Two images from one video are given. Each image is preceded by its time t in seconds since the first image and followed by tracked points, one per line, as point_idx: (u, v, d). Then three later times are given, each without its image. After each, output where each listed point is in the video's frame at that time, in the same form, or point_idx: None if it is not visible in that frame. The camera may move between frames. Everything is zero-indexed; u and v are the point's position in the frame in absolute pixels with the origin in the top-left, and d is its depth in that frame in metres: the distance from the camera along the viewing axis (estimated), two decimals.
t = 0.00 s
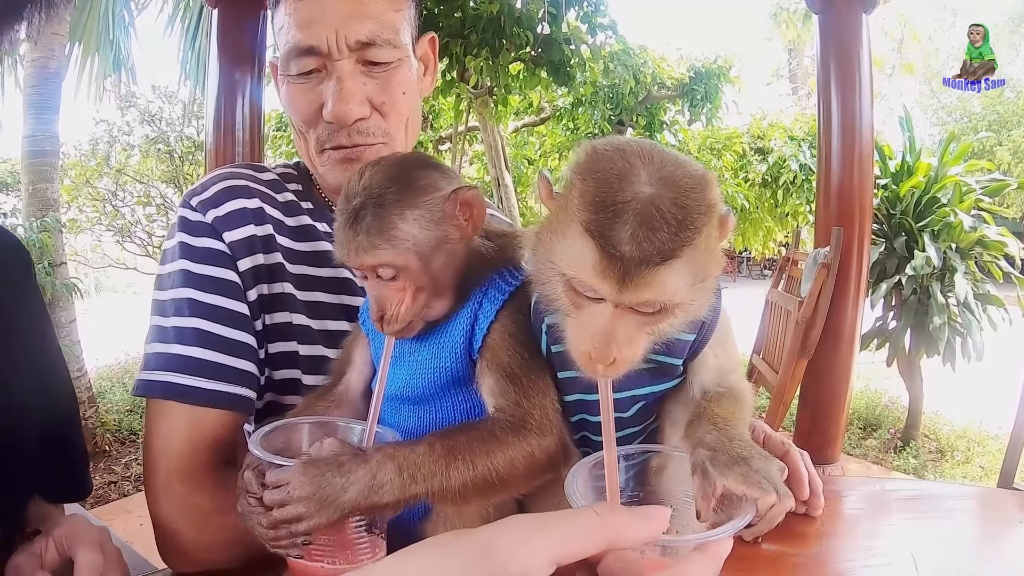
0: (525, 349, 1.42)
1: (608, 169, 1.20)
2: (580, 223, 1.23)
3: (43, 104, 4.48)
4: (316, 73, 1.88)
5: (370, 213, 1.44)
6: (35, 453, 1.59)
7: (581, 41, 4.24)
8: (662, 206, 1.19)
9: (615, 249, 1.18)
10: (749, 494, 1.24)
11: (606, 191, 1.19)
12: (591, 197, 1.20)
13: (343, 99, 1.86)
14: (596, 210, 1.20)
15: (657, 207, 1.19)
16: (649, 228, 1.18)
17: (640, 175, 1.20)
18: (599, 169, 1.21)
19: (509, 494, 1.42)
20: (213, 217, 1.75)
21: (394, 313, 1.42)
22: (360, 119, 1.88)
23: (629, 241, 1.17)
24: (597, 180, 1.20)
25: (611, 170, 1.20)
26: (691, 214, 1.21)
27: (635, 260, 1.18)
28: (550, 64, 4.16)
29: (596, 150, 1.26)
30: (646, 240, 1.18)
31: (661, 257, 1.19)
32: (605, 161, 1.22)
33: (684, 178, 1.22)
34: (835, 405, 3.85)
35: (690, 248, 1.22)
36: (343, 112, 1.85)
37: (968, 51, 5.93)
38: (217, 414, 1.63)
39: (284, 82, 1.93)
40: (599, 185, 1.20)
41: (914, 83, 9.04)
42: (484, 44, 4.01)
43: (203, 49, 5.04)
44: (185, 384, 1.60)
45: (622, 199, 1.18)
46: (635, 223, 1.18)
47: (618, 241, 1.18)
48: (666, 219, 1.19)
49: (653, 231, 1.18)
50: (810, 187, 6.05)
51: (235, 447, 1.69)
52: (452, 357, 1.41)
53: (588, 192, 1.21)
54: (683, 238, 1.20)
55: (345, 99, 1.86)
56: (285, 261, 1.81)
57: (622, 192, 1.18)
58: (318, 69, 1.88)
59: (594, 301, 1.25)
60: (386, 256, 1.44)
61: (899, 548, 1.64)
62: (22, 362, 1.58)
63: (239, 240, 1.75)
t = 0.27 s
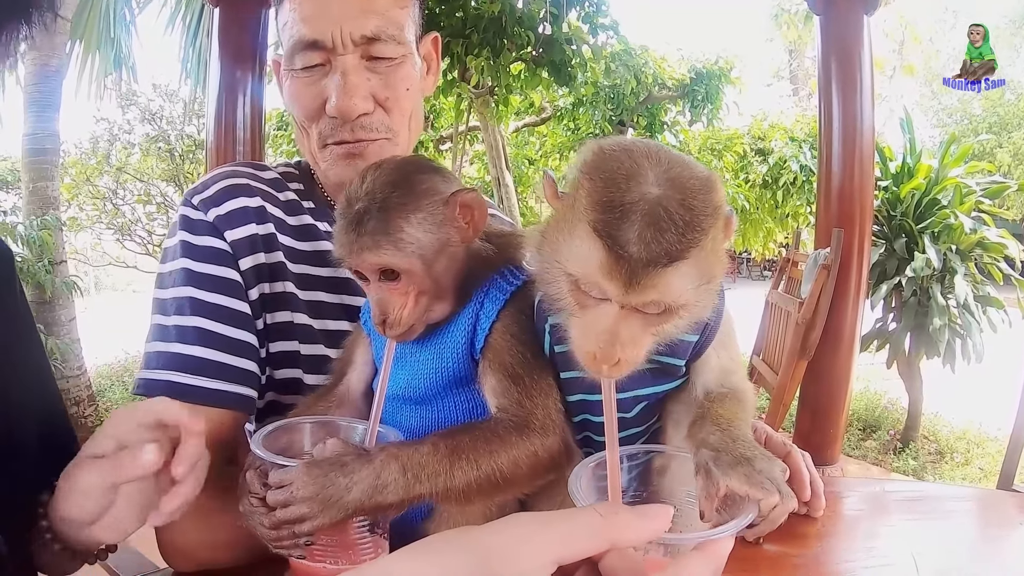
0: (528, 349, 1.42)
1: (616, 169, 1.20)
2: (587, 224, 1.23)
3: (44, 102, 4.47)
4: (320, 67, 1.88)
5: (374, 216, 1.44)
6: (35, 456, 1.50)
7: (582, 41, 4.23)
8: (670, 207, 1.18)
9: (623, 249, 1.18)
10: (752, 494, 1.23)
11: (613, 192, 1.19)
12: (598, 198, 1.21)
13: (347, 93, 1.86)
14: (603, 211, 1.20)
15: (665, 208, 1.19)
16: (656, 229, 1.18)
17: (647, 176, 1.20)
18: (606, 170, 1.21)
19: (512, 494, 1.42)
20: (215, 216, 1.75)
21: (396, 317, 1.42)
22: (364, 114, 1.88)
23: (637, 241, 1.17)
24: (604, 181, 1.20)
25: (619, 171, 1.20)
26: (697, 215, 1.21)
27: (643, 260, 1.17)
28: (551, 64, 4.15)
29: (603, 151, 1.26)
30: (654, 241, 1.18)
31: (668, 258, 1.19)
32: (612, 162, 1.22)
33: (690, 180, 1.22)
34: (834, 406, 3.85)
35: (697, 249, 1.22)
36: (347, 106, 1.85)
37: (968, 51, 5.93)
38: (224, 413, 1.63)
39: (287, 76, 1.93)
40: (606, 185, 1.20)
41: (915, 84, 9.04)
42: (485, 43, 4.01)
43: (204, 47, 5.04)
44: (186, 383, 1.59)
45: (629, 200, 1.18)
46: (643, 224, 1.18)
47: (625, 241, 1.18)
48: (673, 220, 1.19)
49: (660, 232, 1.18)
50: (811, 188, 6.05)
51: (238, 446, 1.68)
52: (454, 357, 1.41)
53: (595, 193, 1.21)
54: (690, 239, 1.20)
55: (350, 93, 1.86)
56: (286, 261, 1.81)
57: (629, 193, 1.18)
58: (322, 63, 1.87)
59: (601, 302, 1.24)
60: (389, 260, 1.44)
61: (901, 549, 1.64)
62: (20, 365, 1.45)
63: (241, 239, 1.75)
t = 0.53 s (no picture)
0: (528, 349, 1.42)
1: (615, 169, 1.20)
2: (587, 224, 1.23)
3: (44, 99, 4.49)
4: (329, 55, 1.88)
5: (372, 219, 1.44)
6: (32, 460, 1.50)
7: (583, 42, 4.22)
8: (669, 207, 1.18)
9: (623, 248, 1.18)
10: (752, 495, 1.23)
11: (613, 191, 1.19)
12: (598, 198, 1.21)
13: (357, 82, 1.86)
14: (603, 210, 1.20)
15: (665, 208, 1.18)
16: (656, 229, 1.18)
17: (646, 176, 1.19)
18: (606, 170, 1.21)
19: (511, 495, 1.42)
20: (215, 215, 1.75)
21: (395, 318, 1.43)
22: (372, 105, 1.88)
23: (637, 240, 1.17)
24: (604, 180, 1.20)
25: (618, 170, 1.20)
26: (697, 215, 1.21)
27: (642, 259, 1.18)
28: (551, 64, 4.15)
29: (602, 151, 1.26)
30: (653, 240, 1.17)
31: (667, 257, 1.19)
32: (612, 162, 1.22)
33: (691, 180, 1.22)
34: (834, 406, 3.85)
35: (697, 248, 1.22)
36: (357, 94, 1.85)
37: (968, 52, 5.92)
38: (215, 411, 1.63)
39: (296, 63, 1.92)
40: (606, 185, 1.20)
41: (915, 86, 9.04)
42: (486, 43, 4.01)
43: (205, 46, 5.05)
44: (186, 382, 1.59)
45: (628, 200, 1.18)
46: (643, 223, 1.17)
47: (625, 241, 1.18)
48: (673, 220, 1.19)
49: (659, 232, 1.18)
50: (811, 189, 6.05)
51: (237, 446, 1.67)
52: (454, 358, 1.41)
53: (595, 192, 1.21)
54: (690, 239, 1.20)
55: (359, 82, 1.86)
56: (286, 260, 1.81)
57: (629, 193, 1.18)
58: (333, 51, 1.87)
59: (601, 301, 1.26)
60: (389, 262, 1.44)
61: (900, 550, 1.64)
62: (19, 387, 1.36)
63: (240, 239, 1.75)
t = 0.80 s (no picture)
0: (527, 350, 1.43)
1: (613, 170, 1.20)
2: (584, 223, 1.23)
3: (44, 99, 4.49)
4: (325, 70, 1.88)
5: (373, 214, 1.44)
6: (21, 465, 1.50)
7: (583, 42, 4.22)
8: (667, 207, 1.18)
9: (621, 247, 1.18)
10: (750, 496, 1.23)
11: (611, 192, 1.19)
12: (595, 198, 1.21)
13: (352, 97, 1.86)
14: (601, 210, 1.20)
15: (663, 208, 1.18)
16: (654, 229, 1.18)
17: (645, 176, 1.19)
18: (605, 170, 1.21)
19: (511, 495, 1.42)
20: (214, 215, 1.75)
21: (395, 315, 1.42)
22: (368, 118, 1.88)
23: (634, 240, 1.17)
24: (602, 180, 1.20)
25: (616, 171, 1.20)
26: (695, 215, 1.21)
27: (640, 258, 1.18)
28: (551, 64, 4.15)
29: (601, 151, 1.26)
30: (651, 240, 1.17)
31: (665, 256, 1.19)
32: (610, 162, 1.22)
33: (689, 181, 1.22)
34: (833, 406, 3.85)
35: (694, 249, 1.22)
36: (352, 110, 1.85)
37: (968, 51, 5.92)
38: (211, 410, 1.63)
39: (292, 77, 1.92)
40: (604, 185, 1.20)
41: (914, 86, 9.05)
42: (486, 43, 4.01)
43: (205, 45, 5.05)
44: (185, 382, 1.59)
45: (627, 200, 1.18)
46: (641, 224, 1.17)
47: (623, 241, 1.17)
48: (671, 220, 1.19)
49: (657, 232, 1.18)
50: (811, 190, 6.04)
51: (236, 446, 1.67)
52: (453, 357, 1.41)
53: (593, 192, 1.22)
54: (688, 239, 1.20)
55: (354, 97, 1.86)
56: (285, 260, 1.81)
57: (627, 193, 1.18)
58: (327, 66, 1.87)
59: (601, 301, 1.25)
60: (389, 259, 1.44)
61: (898, 550, 1.64)
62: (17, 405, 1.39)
63: (239, 238, 1.75)
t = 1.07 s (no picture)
0: (527, 350, 1.43)
1: (615, 169, 1.20)
2: (586, 222, 1.23)
3: (44, 100, 4.49)
4: (315, 76, 1.88)
5: (359, 223, 1.44)
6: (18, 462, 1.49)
7: (583, 42, 4.22)
8: (668, 207, 1.19)
9: (622, 246, 1.18)
10: (751, 496, 1.23)
11: (612, 191, 1.19)
12: (597, 197, 1.21)
13: (342, 104, 1.86)
14: (602, 209, 1.20)
15: (663, 208, 1.19)
16: (655, 228, 1.18)
17: (645, 175, 1.19)
18: (606, 169, 1.21)
19: (512, 496, 1.41)
20: (213, 215, 1.75)
21: (389, 321, 1.44)
22: (360, 124, 1.88)
23: (635, 239, 1.17)
24: (604, 180, 1.20)
25: (618, 170, 1.20)
26: (696, 215, 1.21)
27: (641, 257, 1.18)
28: (551, 64, 4.15)
29: (602, 151, 1.27)
30: (652, 240, 1.18)
31: (666, 255, 1.19)
32: (612, 161, 1.22)
33: (691, 180, 1.22)
34: (834, 406, 3.85)
35: (695, 248, 1.22)
36: (343, 117, 1.85)
37: (968, 51, 5.92)
38: (211, 410, 1.63)
39: (284, 84, 1.93)
40: (605, 184, 1.20)
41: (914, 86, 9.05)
42: (485, 43, 4.01)
43: (205, 45, 5.04)
44: (185, 383, 1.59)
45: (627, 200, 1.18)
46: (641, 223, 1.18)
47: (624, 240, 1.18)
48: (672, 220, 1.19)
49: (658, 232, 1.18)
50: (811, 189, 6.04)
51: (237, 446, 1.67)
52: (450, 358, 1.41)
53: (594, 192, 1.22)
54: (689, 239, 1.20)
55: (344, 104, 1.86)
56: (283, 260, 1.81)
57: (628, 192, 1.18)
58: (317, 73, 1.87)
59: (602, 299, 1.25)
60: (377, 267, 1.44)
61: (899, 550, 1.64)
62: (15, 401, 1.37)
63: (238, 238, 1.75)
